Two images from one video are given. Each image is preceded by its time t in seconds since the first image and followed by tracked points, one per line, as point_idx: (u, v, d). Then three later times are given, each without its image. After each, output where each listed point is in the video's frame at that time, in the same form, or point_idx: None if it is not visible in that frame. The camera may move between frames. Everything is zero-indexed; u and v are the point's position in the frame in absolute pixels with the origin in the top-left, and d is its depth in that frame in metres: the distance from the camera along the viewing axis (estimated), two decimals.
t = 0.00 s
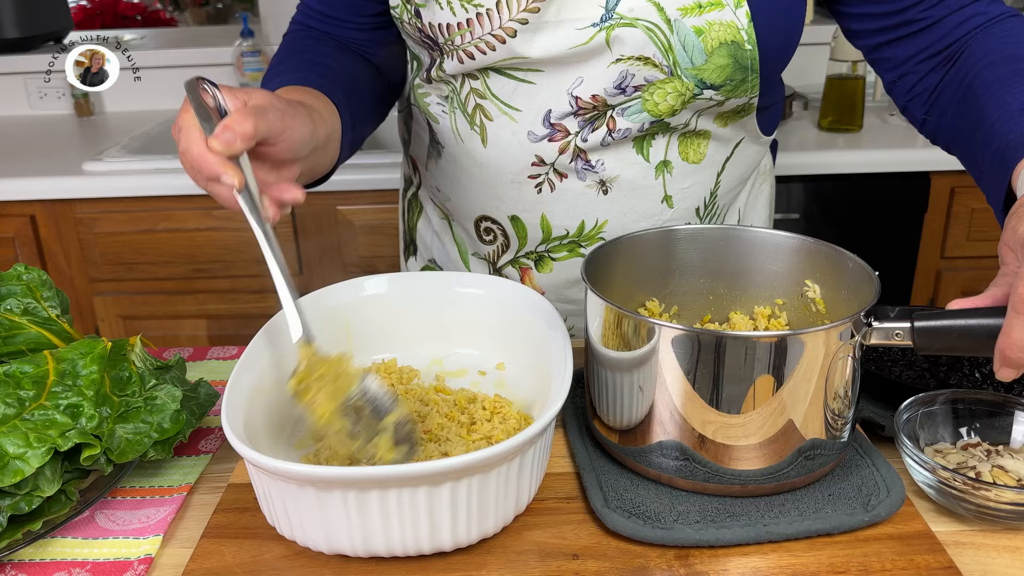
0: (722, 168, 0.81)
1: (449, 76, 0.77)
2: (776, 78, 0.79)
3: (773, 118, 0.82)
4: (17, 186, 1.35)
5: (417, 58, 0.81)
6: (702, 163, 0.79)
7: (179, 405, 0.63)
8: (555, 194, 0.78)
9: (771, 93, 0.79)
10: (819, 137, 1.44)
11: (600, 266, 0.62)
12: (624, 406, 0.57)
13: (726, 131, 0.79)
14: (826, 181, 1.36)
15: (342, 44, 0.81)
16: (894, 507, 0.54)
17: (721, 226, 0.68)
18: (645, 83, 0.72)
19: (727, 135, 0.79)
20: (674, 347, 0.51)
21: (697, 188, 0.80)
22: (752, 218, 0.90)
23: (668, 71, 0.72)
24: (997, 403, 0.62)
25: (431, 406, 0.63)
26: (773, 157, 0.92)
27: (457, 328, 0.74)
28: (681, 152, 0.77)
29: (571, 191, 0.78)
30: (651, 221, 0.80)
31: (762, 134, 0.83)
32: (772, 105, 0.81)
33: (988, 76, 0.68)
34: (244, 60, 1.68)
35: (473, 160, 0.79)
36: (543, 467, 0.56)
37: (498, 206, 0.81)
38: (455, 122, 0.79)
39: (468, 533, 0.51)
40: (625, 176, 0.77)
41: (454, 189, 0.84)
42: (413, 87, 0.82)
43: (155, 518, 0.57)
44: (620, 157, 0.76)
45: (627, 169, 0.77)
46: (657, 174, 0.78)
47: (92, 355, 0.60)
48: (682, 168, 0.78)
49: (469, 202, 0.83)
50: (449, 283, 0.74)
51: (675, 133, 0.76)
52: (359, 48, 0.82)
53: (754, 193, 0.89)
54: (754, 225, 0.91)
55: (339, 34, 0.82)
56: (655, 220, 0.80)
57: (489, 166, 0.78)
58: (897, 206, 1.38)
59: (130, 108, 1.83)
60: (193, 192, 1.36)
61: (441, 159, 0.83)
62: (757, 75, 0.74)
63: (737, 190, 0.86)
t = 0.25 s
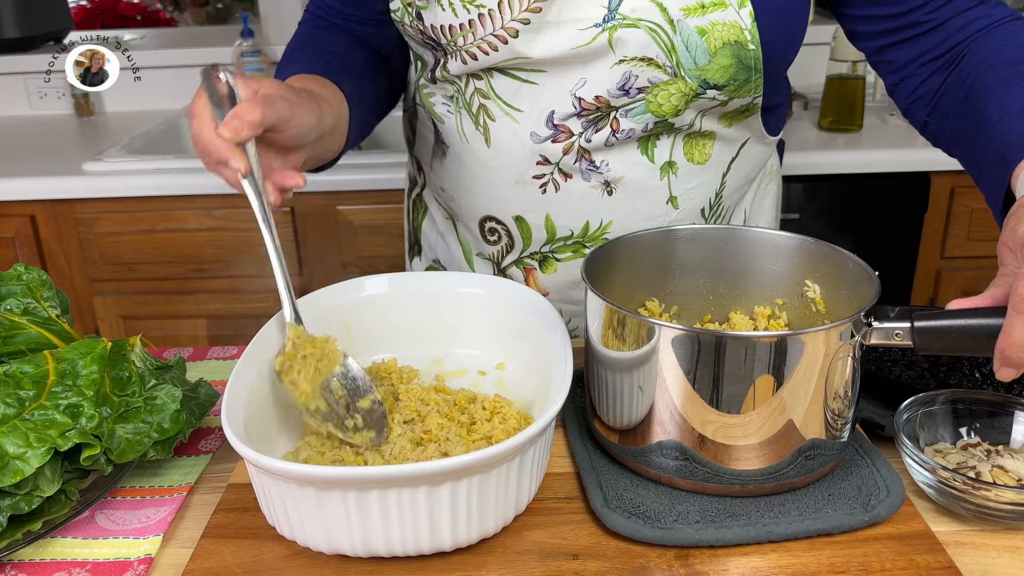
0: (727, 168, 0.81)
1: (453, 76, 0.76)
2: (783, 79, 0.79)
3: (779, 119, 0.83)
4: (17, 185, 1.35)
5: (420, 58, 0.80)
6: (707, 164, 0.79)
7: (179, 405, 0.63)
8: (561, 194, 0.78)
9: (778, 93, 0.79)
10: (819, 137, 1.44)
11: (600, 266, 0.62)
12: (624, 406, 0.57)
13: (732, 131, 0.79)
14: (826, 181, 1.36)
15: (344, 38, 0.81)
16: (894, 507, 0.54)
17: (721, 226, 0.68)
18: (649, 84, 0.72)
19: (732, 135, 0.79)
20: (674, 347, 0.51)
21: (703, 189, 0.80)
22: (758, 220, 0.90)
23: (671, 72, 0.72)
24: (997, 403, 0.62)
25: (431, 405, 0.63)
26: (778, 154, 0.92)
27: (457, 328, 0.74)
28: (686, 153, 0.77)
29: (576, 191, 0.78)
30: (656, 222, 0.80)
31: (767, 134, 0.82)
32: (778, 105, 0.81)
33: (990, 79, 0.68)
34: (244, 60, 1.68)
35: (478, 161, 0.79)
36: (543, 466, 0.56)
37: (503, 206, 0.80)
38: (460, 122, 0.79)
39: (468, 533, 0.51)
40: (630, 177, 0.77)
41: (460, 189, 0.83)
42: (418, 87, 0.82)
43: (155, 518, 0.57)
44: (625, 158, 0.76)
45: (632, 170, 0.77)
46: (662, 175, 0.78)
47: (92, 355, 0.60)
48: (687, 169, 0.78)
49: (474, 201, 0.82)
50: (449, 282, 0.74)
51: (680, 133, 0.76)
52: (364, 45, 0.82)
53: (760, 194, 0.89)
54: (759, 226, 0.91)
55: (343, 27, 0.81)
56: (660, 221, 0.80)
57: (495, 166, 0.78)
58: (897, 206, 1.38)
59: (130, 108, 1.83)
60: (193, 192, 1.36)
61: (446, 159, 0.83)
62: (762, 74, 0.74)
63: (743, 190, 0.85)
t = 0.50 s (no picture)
0: (739, 168, 0.81)
1: (470, 76, 0.76)
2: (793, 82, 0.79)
3: (788, 117, 0.82)
4: (17, 186, 1.35)
5: (430, 56, 0.80)
6: (721, 163, 0.79)
7: (179, 405, 0.63)
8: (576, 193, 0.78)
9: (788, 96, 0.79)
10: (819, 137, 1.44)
11: (599, 266, 0.62)
12: (624, 406, 0.57)
13: (745, 131, 0.78)
14: (826, 181, 1.36)
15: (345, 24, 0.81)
16: (894, 507, 0.54)
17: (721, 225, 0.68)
18: (669, 83, 0.73)
19: (745, 135, 0.79)
20: (674, 347, 0.50)
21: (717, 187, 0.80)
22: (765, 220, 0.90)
23: (691, 71, 0.72)
24: (997, 403, 0.62)
25: (431, 406, 0.63)
26: (783, 153, 0.91)
27: (456, 327, 0.74)
28: (700, 152, 0.77)
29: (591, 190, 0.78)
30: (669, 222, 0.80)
31: (778, 134, 0.82)
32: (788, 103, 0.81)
33: (1002, 79, 0.69)
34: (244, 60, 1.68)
35: (491, 160, 0.79)
36: (543, 466, 0.56)
37: (517, 204, 0.80)
38: (473, 121, 0.78)
39: (468, 533, 0.51)
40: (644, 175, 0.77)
41: (475, 188, 0.81)
42: (429, 87, 0.81)
43: (155, 518, 0.57)
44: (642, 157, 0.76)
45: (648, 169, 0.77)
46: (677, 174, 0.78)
47: (92, 355, 0.60)
48: (701, 168, 0.78)
49: (489, 199, 0.81)
50: (449, 283, 0.74)
51: (695, 132, 0.76)
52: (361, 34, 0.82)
53: (767, 193, 0.89)
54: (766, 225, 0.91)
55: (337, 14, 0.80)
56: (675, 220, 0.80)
57: (509, 165, 0.78)
58: (897, 206, 1.38)
59: (130, 108, 1.83)
60: (193, 192, 1.36)
61: (457, 158, 0.82)
62: (779, 77, 0.74)
63: (750, 190, 0.85)
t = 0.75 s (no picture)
0: (756, 168, 0.81)
1: (490, 70, 0.77)
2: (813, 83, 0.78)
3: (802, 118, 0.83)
4: (17, 186, 1.35)
5: (446, 52, 0.82)
6: (738, 162, 0.79)
7: (179, 405, 0.63)
8: (598, 189, 0.79)
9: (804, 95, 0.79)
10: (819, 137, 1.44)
11: (598, 266, 0.62)
12: (624, 406, 0.57)
13: (763, 131, 0.79)
14: (827, 181, 1.36)
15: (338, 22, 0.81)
16: (894, 507, 0.54)
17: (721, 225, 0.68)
18: (695, 81, 0.74)
19: (762, 135, 0.79)
20: (674, 347, 0.50)
21: (735, 187, 0.80)
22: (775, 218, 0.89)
23: (718, 70, 0.73)
24: (997, 403, 0.62)
25: (431, 406, 0.63)
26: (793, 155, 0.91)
27: (457, 327, 0.74)
28: (720, 150, 0.78)
29: (613, 187, 0.79)
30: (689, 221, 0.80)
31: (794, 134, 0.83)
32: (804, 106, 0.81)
33: (1013, 84, 0.69)
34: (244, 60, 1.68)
35: (512, 155, 0.79)
36: (543, 466, 0.56)
37: (535, 202, 0.81)
38: (492, 116, 0.79)
39: (468, 533, 0.51)
40: (665, 173, 0.77)
41: (492, 185, 0.81)
42: (444, 81, 0.82)
43: (155, 518, 0.57)
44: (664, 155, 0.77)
45: (669, 167, 0.77)
46: (697, 171, 0.78)
47: (92, 355, 0.60)
48: (720, 166, 0.78)
49: (507, 195, 0.81)
50: (449, 283, 0.74)
51: (717, 131, 0.77)
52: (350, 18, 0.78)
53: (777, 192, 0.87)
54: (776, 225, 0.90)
55: None
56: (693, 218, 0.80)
57: (527, 163, 0.79)
58: (897, 207, 1.38)
59: (131, 108, 1.83)
60: (193, 192, 1.36)
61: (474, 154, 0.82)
62: (804, 82, 0.75)
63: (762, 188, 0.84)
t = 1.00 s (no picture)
0: (768, 168, 0.81)
1: (503, 68, 0.77)
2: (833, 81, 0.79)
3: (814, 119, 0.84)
4: (17, 186, 1.35)
5: (456, 49, 0.82)
6: (753, 163, 0.79)
7: (179, 405, 0.63)
8: (611, 190, 0.79)
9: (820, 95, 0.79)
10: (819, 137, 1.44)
11: (598, 266, 0.62)
12: (624, 407, 0.57)
13: (777, 132, 0.79)
14: (827, 181, 1.36)
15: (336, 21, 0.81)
16: (894, 507, 0.54)
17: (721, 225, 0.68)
18: (714, 83, 0.73)
19: (776, 136, 0.79)
20: (674, 348, 0.50)
21: (747, 187, 0.80)
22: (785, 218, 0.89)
23: (737, 72, 0.73)
24: (997, 403, 0.62)
25: (431, 406, 0.63)
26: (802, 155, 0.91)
27: (458, 327, 0.74)
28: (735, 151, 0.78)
29: (627, 188, 0.79)
30: (703, 221, 0.80)
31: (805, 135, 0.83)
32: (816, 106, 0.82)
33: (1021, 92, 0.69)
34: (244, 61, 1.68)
35: (524, 154, 0.79)
36: (543, 466, 0.56)
37: (548, 201, 0.80)
38: (506, 116, 0.79)
39: (468, 533, 0.51)
40: (681, 173, 0.77)
41: (503, 184, 0.82)
42: (457, 80, 0.82)
43: (155, 518, 0.57)
44: (678, 156, 0.77)
45: (683, 167, 0.77)
46: (712, 172, 0.78)
47: (92, 355, 0.60)
48: (735, 167, 0.78)
49: (518, 195, 0.81)
50: (449, 283, 0.74)
51: (732, 132, 0.77)
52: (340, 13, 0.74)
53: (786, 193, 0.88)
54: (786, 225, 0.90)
55: None
56: (707, 219, 0.80)
57: (540, 163, 0.79)
58: (897, 207, 1.38)
59: (131, 108, 1.83)
60: (193, 192, 1.36)
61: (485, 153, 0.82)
62: (822, 85, 0.75)
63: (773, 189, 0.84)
